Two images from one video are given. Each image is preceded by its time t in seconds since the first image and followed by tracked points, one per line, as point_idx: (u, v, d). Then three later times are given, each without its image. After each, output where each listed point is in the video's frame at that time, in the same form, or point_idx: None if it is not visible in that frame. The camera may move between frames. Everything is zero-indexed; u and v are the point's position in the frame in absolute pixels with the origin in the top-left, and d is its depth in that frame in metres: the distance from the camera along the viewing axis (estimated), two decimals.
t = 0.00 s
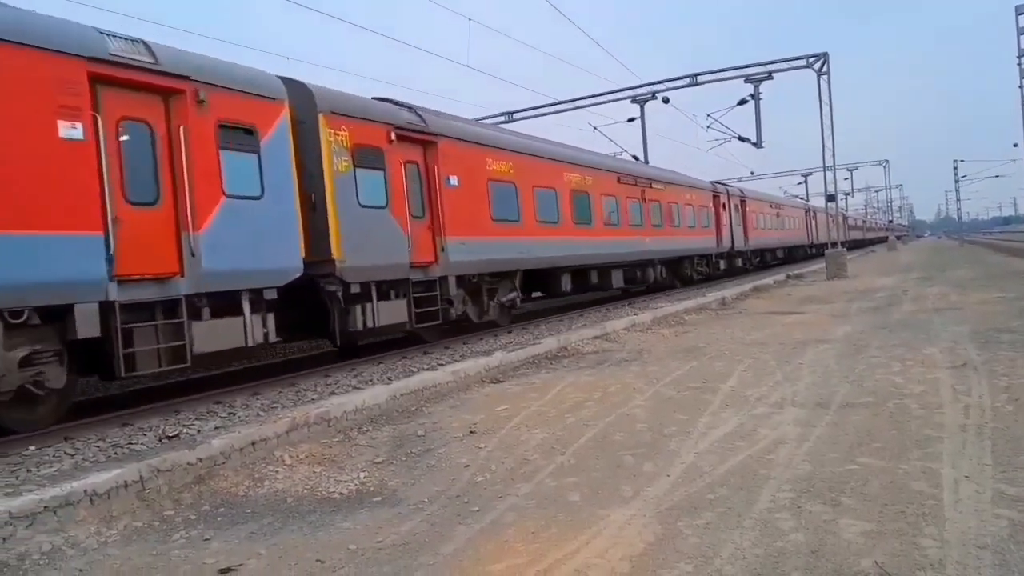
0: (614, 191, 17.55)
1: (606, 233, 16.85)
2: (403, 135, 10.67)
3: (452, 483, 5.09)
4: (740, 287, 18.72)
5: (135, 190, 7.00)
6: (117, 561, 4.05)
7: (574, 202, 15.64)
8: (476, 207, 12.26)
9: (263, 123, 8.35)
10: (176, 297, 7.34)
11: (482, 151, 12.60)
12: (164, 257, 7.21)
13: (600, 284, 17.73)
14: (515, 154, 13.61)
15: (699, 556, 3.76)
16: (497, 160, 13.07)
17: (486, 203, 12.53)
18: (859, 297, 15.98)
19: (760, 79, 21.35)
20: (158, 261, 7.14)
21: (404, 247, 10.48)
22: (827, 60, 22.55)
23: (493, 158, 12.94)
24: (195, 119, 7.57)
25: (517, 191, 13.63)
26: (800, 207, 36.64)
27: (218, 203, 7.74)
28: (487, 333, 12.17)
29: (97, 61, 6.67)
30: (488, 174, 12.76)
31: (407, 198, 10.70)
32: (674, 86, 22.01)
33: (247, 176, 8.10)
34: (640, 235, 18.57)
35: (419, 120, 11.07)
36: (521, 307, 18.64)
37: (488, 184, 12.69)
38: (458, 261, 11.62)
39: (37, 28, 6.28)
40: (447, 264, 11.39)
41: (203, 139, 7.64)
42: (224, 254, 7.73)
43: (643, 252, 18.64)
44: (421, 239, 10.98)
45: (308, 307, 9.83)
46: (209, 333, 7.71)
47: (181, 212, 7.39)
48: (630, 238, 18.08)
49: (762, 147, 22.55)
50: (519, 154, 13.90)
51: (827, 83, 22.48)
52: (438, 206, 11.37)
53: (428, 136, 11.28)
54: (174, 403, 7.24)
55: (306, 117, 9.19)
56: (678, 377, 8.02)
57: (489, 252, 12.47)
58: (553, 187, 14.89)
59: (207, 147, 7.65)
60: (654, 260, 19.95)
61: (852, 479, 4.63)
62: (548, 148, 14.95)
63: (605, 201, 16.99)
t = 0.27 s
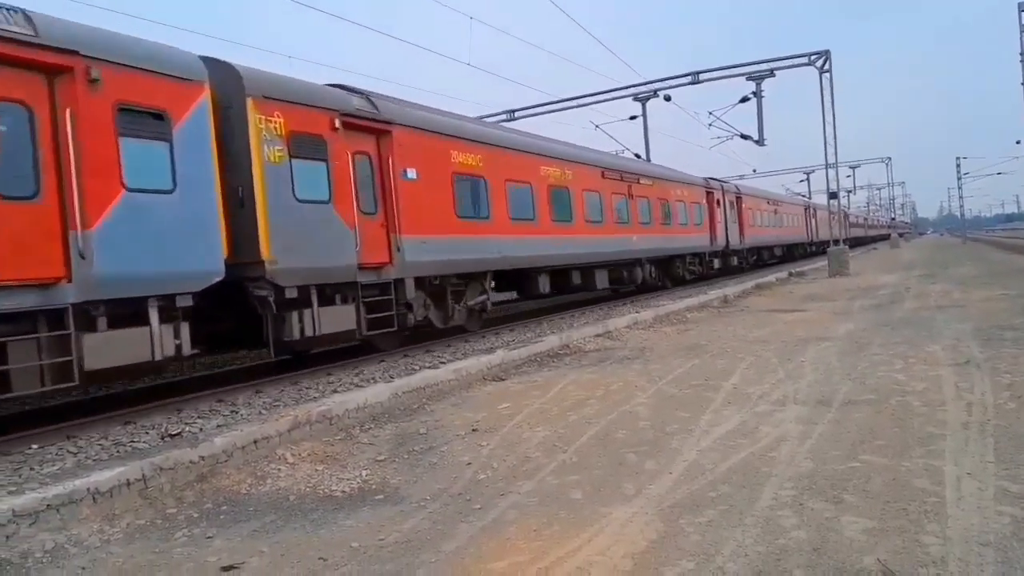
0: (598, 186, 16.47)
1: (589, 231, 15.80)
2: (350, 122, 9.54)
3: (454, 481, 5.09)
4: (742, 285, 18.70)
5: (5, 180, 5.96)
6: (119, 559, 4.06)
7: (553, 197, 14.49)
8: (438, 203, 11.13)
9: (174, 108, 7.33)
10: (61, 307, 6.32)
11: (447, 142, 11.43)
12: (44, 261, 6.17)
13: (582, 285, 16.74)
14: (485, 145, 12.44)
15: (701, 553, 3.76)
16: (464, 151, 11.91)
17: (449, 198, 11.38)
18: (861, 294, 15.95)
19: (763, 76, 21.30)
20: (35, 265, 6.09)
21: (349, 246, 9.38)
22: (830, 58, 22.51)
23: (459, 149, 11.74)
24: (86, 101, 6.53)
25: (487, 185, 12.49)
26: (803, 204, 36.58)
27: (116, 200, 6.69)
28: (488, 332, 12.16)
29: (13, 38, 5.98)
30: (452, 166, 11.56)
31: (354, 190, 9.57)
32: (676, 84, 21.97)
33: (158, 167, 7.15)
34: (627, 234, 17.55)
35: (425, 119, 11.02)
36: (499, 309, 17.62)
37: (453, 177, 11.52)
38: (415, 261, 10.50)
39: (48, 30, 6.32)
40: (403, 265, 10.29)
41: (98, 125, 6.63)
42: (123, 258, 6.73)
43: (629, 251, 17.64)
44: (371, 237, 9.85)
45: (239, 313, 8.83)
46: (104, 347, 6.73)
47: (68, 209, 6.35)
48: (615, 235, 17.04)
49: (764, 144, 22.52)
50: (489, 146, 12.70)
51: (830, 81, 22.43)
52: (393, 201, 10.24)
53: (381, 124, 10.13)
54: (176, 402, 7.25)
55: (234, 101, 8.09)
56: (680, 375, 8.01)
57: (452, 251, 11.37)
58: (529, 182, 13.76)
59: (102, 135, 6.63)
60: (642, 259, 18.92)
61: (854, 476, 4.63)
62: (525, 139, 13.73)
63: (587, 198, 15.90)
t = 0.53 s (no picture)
0: (575, 182, 15.53)
1: (565, 229, 14.82)
2: (280, 108, 8.53)
3: (453, 480, 5.09)
4: (740, 284, 18.71)
5: None
6: (118, 559, 4.05)
7: (523, 193, 13.43)
8: (389, 198, 10.04)
9: (59, 88, 6.37)
10: None
11: (399, 130, 10.34)
12: None
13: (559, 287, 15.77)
14: (448, 136, 11.38)
15: (700, 551, 3.76)
16: (422, 141, 10.81)
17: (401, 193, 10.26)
18: (859, 292, 15.97)
19: (760, 75, 21.31)
20: None
21: (279, 247, 8.33)
22: (827, 56, 22.53)
23: (414, 139, 10.64)
24: None
25: (448, 179, 11.39)
26: (800, 202, 36.61)
27: None
28: (487, 330, 12.16)
29: None
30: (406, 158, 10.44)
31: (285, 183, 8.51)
32: (674, 82, 21.97)
33: (34, 156, 6.18)
34: (608, 232, 16.62)
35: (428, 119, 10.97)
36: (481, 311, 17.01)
37: (407, 170, 10.43)
38: (359, 263, 9.41)
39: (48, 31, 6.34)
40: (345, 267, 9.21)
41: None
42: None
43: (610, 251, 16.70)
44: (304, 236, 8.75)
45: (147, 320, 7.87)
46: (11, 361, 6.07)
47: None
48: (595, 234, 16.07)
49: (762, 142, 22.54)
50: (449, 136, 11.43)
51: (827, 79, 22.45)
52: (333, 196, 9.16)
53: (320, 110, 9.11)
54: (174, 401, 7.24)
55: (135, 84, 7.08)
56: (679, 373, 8.01)
57: (404, 252, 10.25)
58: (499, 176, 12.68)
59: None
60: (625, 260, 17.97)
61: (853, 474, 4.63)
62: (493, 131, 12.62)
63: (563, 193, 14.88)
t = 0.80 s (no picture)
0: (549, 178, 14.43)
1: (537, 229, 13.69)
2: (196, 93, 7.41)
3: (451, 481, 5.09)
4: (738, 283, 18.72)
5: None
6: (115, 561, 4.05)
7: (488, 190, 12.24)
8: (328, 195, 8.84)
9: None
10: None
11: (340, 119, 9.11)
12: None
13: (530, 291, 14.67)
14: (399, 126, 10.15)
15: (698, 551, 3.76)
16: (368, 131, 9.58)
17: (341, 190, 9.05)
18: (856, 291, 15.99)
19: (756, 75, 21.34)
20: None
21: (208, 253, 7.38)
22: (824, 55, 22.56)
23: (358, 129, 9.40)
24: None
25: (400, 174, 10.18)
26: (797, 202, 36.65)
27: None
28: (484, 331, 12.16)
29: None
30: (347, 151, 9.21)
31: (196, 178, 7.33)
32: (670, 83, 21.99)
33: None
34: (587, 232, 15.59)
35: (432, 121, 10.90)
36: (467, 314, 16.61)
37: (349, 164, 9.21)
38: (290, 270, 8.21)
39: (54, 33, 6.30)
40: (273, 274, 8.01)
41: None
42: None
43: (589, 252, 15.68)
44: (218, 238, 7.53)
45: (27, 333, 6.79)
46: None
47: None
48: (571, 234, 14.98)
49: (759, 142, 22.57)
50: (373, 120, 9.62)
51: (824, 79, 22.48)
52: (257, 194, 7.96)
53: (245, 96, 7.93)
54: (171, 403, 7.23)
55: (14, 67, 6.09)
56: (676, 373, 8.01)
57: (345, 257, 9.02)
58: (460, 173, 11.51)
59: None
60: (604, 261, 16.91)
61: (850, 473, 4.64)
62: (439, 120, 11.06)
63: (535, 190, 13.74)
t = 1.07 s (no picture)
0: (524, 174, 13.41)
1: (508, 228, 12.74)
2: (86, 73, 6.40)
3: (452, 480, 5.09)
4: (738, 282, 18.72)
5: None
6: (117, 560, 4.05)
7: (451, 184, 11.18)
8: (253, 189, 7.84)
9: None
10: None
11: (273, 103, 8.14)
12: None
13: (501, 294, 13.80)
14: (343, 114, 9.11)
15: (700, 550, 3.76)
16: (303, 118, 8.54)
17: (269, 184, 8.03)
18: (857, 290, 15.99)
19: (757, 73, 21.32)
20: None
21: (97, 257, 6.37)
22: (824, 54, 22.55)
23: (292, 115, 8.37)
24: None
25: (346, 167, 9.15)
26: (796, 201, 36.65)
27: None
28: (485, 330, 12.17)
29: None
30: (279, 139, 8.18)
31: (87, 167, 6.36)
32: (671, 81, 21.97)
33: None
34: (565, 232, 14.65)
35: (433, 120, 10.88)
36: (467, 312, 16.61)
37: (281, 155, 8.20)
38: (205, 273, 7.23)
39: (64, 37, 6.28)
40: None
41: None
42: None
43: (568, 252, 14.76)
44: (112, 236, 6.53)
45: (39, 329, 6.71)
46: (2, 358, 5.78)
47: None
48: (547, 234, 14.02)
49: (759, 141, 22.55)
50: (316, 109, 8.73)
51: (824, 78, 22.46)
52: (165, 187, 6.99)
53: (150, 76, 6.93)
54: (172, 402, 7.23)
55: None
56: (677, 372, 8.01)
57: (271, 259, 8.00)
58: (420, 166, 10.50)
59: None
60: (585, 262, 15.93)
61: (852, 472, 4.64)
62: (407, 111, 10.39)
63: (505, 186, 12.73)
